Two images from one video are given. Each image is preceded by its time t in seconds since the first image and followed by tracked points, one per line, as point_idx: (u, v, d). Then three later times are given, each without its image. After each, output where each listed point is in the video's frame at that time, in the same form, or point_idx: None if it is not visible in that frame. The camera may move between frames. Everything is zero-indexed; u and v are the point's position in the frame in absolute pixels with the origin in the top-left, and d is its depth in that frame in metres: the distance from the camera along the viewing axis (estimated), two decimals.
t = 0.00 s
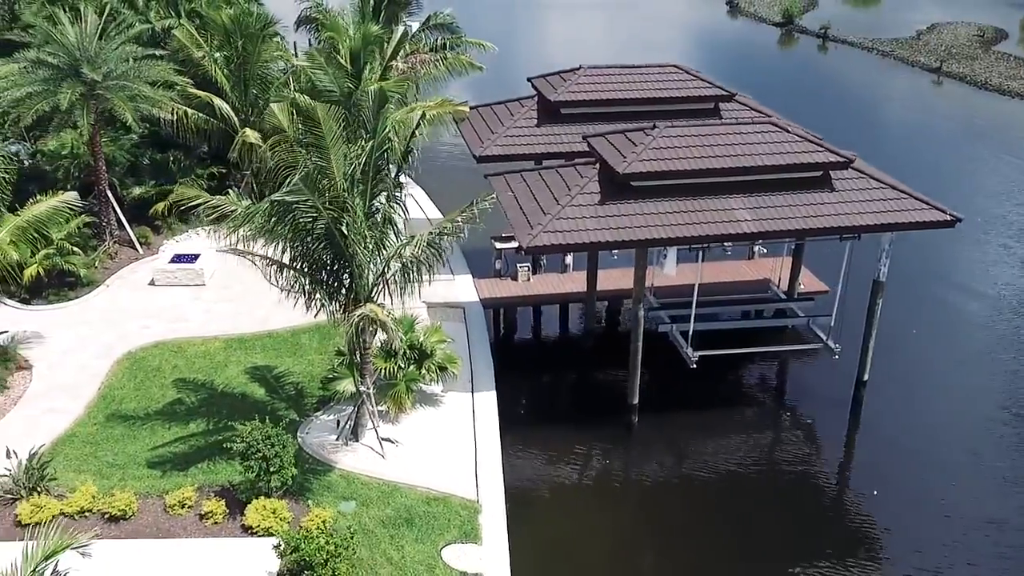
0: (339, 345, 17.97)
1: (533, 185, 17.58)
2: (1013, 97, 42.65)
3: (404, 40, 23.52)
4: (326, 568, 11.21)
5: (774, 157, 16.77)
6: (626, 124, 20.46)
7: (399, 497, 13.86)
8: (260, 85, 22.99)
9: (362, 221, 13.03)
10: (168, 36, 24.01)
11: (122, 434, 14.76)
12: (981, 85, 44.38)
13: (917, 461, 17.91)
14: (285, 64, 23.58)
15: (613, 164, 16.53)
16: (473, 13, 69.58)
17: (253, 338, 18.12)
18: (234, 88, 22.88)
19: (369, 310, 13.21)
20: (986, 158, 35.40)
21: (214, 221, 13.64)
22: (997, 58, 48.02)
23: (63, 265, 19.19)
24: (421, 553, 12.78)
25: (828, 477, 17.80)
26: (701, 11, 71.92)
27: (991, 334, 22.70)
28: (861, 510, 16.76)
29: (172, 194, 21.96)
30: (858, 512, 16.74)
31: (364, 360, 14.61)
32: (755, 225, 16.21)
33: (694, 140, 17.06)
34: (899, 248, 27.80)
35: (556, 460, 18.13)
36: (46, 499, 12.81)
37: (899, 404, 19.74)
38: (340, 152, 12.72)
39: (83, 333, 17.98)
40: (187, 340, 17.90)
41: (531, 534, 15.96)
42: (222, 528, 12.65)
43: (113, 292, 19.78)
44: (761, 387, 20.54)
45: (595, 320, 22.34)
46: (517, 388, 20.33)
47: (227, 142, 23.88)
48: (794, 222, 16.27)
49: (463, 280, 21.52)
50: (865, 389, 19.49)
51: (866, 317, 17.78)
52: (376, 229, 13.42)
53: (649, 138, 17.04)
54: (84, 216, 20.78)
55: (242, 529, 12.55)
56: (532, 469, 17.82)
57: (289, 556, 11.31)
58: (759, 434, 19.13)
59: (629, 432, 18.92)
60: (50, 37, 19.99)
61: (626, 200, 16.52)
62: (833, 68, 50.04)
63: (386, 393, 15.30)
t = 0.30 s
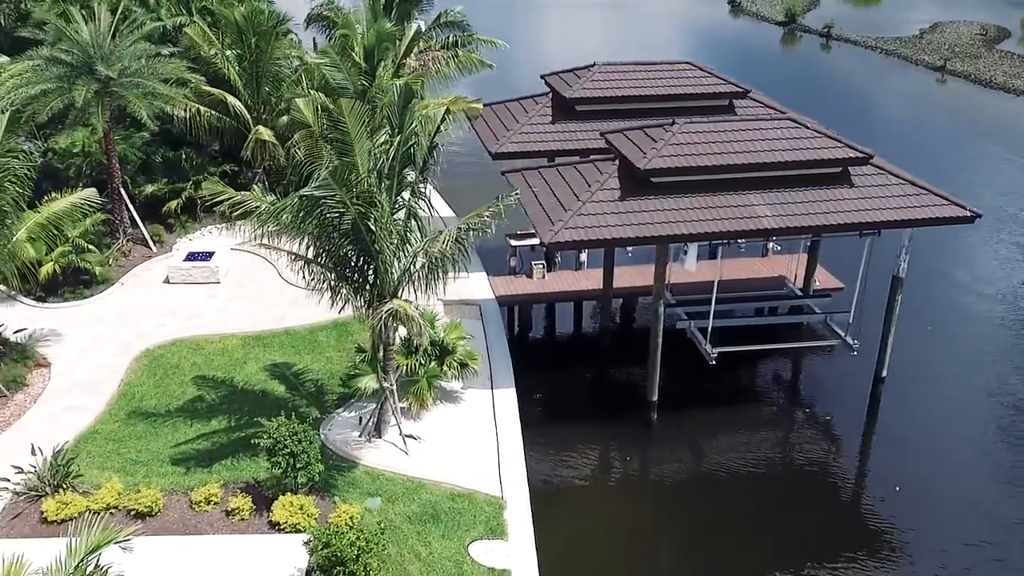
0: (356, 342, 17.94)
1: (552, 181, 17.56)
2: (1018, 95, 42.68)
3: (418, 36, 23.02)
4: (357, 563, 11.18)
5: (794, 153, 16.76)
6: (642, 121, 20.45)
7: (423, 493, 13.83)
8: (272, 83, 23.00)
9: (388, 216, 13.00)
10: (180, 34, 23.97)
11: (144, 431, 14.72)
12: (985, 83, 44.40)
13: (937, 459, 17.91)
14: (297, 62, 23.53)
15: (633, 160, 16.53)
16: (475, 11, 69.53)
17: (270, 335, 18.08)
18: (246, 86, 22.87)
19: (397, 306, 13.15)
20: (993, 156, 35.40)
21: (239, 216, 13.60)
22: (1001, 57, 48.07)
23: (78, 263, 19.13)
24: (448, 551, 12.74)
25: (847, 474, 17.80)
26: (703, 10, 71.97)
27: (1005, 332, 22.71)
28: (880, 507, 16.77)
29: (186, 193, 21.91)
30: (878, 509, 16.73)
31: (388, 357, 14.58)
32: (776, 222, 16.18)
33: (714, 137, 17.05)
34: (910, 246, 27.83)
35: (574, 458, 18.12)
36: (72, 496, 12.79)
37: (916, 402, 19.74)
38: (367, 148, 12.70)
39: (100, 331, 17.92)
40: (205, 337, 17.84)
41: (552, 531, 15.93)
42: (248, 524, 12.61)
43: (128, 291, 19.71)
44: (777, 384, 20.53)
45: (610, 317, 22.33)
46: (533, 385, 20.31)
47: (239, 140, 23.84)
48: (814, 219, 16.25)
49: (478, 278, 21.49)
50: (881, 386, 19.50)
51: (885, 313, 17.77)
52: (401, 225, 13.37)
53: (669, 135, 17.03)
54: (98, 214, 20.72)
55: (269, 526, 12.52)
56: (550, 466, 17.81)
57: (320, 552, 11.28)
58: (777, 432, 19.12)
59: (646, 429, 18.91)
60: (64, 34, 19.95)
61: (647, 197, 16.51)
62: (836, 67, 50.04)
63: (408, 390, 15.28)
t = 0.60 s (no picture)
0: (372, 339, 17.86)
1: (570, 176, 17.50)
2: (1020, 93, 42.69)
3: (430, 31, 23.13)
4: (387, 556, 11.12)
5: (813, 147, 16.73)
6: (655, 117, 20.40)
7: (446, 488, 13.78)
8: (282, 80, 22.94)
9: (413, 209, 12.92)
10: (188, 30, 23.85)
11: (164, 427, 14.62)
12: (987, 81, 44.41)
13: (954, 454, 17.92)
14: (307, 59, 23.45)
15: (652, 155, 16.49)
16: (474, 8, 69.39)
17: (286, 331, 18.01)
18: (256, 82, 22.80)
19: (423, 299, 13.07)
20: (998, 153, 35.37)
21: (261, 210, 13.52)
22: (1001, 54, 48.15)
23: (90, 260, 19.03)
24: (474, 546, 12.70)
25: (864, 468, 17.77)
26: (702, 8, 71.98)
27: (1016, 328, 22.73)
28: (898, 502, 16.75)
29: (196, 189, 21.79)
30: (897, 504, 16.73)
31: (409, 352, 14.51)
32: (795, 215, 16.15)
33: (732, 131, 17.00)
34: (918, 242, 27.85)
35: (591, 454, 18.06)
36: (95, 493, 12.71)
37: (930, 398, 19.75)
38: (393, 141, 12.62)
39: (115, 328, 17.82)
40: (220, 334, 17.75)
41: (573, 526, 15.90)
42: (274, 520, 12.53)
43: (140, 288, 19.59)
44: (791, 380, 20.51)
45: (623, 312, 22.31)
46: (548, 381, 20.25)
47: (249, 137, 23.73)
48: (833, 213, 16.23)
49: (492, 273, 21.43)
50: (897, 381, 19.48)
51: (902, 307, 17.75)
52: (425, 219, 13.29)
53: (687, 129, 16.98)
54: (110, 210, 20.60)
55: (294, 522, 12.43)
56: (568, 463, 17.75)
57: (349, 547, 11.21)
58: (793, 427, 19.09)
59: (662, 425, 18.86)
60: (75, 30, 19.82)
61: (665, 191, 16.47)
62: (837, 64, 50.04)
63: (429, 384, 15.22)
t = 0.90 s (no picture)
0: (392, 334, 17.79)
1: (590, 171, 17.44)
2: None
3: (445, 26, 22.95)
4: (420, 551, 11.06)
5: (835, 141, 16.69)
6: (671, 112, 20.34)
7: (473, 483, 13.72)
8: (296, 76, 22.84)
9: (440, 202, 12.84)
10: (200, 25, 23.74)
11: (186, 423, 14.54)
12: (992, 78, 44.37)
13: (974, 449, 17.89)
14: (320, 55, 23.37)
15: (674, 149, 16.43)
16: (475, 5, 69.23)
17: (304, 327, 17.92)
18: (269, 78, 22.73)
19: (453, 292, 12.98)
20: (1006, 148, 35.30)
21: (286, 203, 13.43)
22: (1005, 52, 48.14)
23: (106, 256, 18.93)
24: (503, 541, 12.63)
25: (885, 463, 17.73)
26: (704, 6, 71.92)
27: None
28: (920, 498, 16.73)
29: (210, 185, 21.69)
30: (919, 500, 16.69)
31: (434, 347, 14.44)
32: (818, 209, 16.11)
33: (753, 124, 16.96)
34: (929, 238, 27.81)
35: (610, 449, 18.01)
36: (121, 488, 12.62)
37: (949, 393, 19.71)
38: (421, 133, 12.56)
39: (132, 324, 17.72)
40: (238, 330, 17.66)
41: (597, 520, 15.86)
42: (302, 514, 12.45)
43: (155, 285, 19.51)
44: (809, 375, 20.46)
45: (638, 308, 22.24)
46: (565, 377, 20.20)
47: (262, 133, 23.64)
48: (856, 207, 16.20)
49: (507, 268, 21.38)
50: (915, 375, 19.45)
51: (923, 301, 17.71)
52: (453, 211, 13.21)
53: (708, 122, 16.93)
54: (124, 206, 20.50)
55: (323, 516, 12.35)
56: (588, 458, 17.70)
57: (381, 541, 11.14)
58: (812, 422, 19.04)
59: (680, 419, 18.80)
60: (89, 25, 19.68)
61: (687, 185, 16.42)
62: (842, 62, 50.00)
63: (452, 380, 15.05)
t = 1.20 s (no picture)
0: (410, 330, 17.68)
1: (609, 166, 17.38)
2: None
3: (458, 22, 22.97)
4: (452, 546, 10.97)
5: (855, 135, 16.65)
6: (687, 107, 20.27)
7: (498, 477, 13.64)
8: (307, 72, 22.78)
9: (468, 195, 12.79)
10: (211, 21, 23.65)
11: (208, 418, 14.44)
12: (997, 75, 44.35)
13: (994, 443, 17.82)
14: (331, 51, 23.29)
15: (695, 143, 16.38)
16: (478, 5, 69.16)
17: (321, 323, 17.80)
18: (280, 73, 22.65)
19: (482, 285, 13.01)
20: (1013, 144, 35.25)
21: (312, 196, 13.35)
22: (1009, 49, 48.14)
23: (120, 252, 18.82)
24: (532, 535, 12.57)
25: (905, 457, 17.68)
26: (705, 4, 71.97)
27: None
28: (942, 492, 16.69)
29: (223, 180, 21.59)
30: (941, 494, 16.64)
31: (456, 342, 14.37)
32: (840, 203, 16.07)
33: (773, 119, 16.91)
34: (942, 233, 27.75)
35: (628, 445, 17.94)
36: (147, 483, 12.52)
37: (967, 386, 19.64)
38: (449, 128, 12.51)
39: (149, 321, 17.61)
40: (255, 326, 17.56)
41: (619, 514, 15.82)
42: (330, 510, 12.35)
43: (169, 281, 19.41)
44: (826, 370, 20.40)
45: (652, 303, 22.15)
46: (581, 373, 20.13)
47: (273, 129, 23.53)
48: (877, 201, 16.17)
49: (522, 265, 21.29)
50: (933, 369, 19.41)
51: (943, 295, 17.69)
52: (482, 204, 13.14)
53: (729, 117, 16.88)
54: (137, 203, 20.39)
55: (350, 511, 12.25)
56: (606, 454, 17.63)
57: (413, 536, 11.05)
58: (830, 417, 18.99)
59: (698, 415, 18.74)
60: (102, 20, 19.57)
61: (709, 178, 16.37)
62: (846, 59, 49.95)
63: (475, 375, 14.94)
